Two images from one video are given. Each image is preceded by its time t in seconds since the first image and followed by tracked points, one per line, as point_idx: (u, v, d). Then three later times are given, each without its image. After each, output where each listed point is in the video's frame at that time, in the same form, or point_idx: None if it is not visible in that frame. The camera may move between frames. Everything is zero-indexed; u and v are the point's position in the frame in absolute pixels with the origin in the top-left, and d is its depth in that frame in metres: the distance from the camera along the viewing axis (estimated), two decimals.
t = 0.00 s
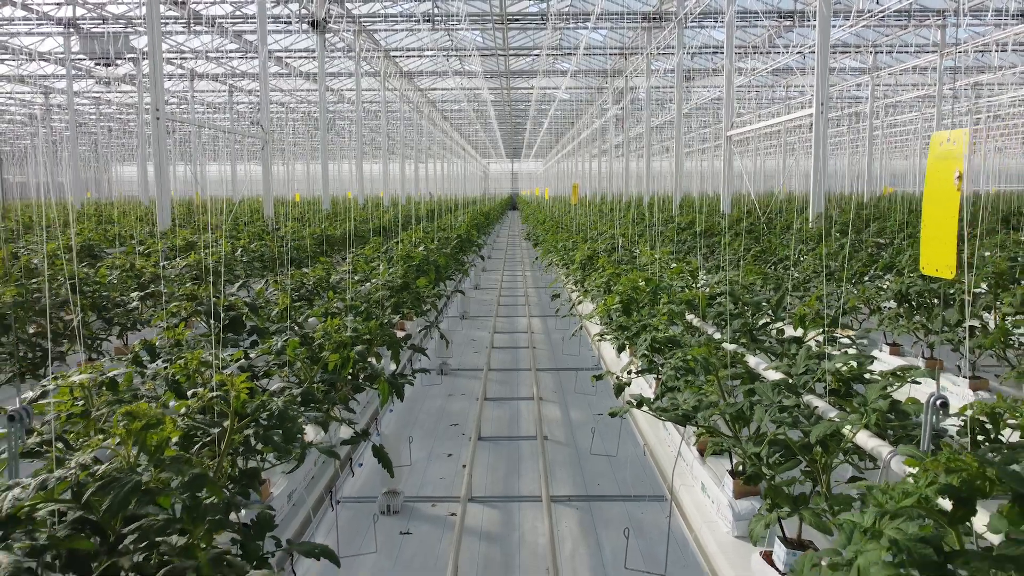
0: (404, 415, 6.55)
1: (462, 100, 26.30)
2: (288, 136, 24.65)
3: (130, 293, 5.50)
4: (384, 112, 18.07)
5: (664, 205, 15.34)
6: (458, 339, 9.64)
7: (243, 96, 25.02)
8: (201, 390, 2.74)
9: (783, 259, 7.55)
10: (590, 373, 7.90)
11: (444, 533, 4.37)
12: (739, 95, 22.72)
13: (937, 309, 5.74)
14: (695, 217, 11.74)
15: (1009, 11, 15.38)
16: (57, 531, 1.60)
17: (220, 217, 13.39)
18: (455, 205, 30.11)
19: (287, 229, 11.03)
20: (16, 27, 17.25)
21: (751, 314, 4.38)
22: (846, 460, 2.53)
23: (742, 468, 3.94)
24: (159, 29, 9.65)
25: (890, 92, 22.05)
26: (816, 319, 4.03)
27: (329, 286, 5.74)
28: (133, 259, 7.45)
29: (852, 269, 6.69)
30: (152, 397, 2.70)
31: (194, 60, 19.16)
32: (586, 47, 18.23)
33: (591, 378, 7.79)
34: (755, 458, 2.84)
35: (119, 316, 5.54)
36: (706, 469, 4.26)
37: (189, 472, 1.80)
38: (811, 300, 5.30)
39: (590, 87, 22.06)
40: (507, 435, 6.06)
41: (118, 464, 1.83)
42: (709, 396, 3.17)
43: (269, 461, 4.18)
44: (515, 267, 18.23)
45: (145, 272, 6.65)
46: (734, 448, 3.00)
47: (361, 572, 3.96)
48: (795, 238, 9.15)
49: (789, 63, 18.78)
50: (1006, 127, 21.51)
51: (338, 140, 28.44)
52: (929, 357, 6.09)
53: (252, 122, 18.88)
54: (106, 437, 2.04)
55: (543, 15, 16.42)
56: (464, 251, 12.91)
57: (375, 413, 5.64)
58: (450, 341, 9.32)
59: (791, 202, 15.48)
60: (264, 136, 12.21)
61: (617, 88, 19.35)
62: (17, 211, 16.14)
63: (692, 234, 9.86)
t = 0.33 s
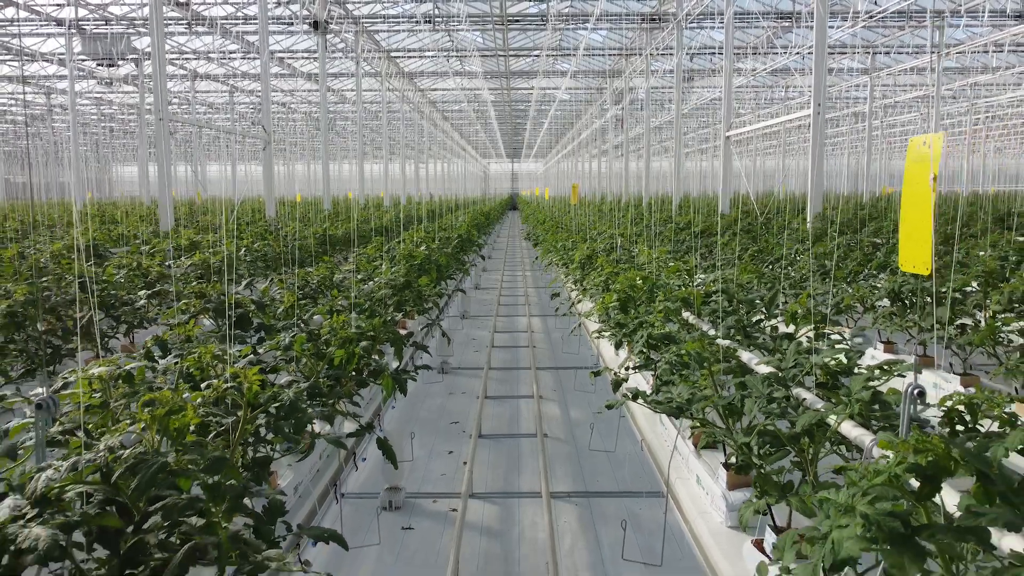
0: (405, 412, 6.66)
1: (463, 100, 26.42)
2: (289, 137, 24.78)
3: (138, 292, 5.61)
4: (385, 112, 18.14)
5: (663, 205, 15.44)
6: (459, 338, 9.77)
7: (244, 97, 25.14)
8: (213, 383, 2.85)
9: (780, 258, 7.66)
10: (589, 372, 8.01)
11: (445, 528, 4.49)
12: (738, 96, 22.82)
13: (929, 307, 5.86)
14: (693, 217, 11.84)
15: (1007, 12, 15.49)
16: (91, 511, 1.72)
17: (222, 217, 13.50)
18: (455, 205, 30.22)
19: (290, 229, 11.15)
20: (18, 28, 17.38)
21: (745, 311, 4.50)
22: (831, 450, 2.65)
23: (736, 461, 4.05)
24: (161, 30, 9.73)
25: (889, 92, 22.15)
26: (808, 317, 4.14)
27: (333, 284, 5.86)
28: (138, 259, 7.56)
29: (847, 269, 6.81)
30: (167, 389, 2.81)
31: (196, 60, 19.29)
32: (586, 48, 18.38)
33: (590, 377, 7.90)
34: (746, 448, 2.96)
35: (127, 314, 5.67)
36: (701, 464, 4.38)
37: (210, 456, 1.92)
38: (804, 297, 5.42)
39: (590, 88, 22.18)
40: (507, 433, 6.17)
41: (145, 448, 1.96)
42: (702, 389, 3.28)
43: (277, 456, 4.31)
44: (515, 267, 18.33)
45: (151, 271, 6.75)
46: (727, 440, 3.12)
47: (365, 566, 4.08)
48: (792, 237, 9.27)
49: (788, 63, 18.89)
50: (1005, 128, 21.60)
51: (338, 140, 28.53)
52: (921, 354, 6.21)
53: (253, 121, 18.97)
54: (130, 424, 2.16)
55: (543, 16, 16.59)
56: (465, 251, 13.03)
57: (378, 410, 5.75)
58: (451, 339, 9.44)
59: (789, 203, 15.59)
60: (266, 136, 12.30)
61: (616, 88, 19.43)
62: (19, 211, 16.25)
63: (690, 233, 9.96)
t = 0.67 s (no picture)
0: (407, 410, 6.78)
1: (463, 101, 26.54)
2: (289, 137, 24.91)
3: (147, 291, 5.73)
4: (386, 112, 18.22)
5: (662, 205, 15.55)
6: (460, 337, 9.90)
7: (244, 97, 25.27)
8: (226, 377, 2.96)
9: (776, 257, 7.78)
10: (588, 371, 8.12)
11: (446, 523, 4.61)
12: (737, 97, 22.93)
13: (922, 305, 5.96)
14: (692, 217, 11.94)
15: (1004, 13, 15.59)
16: (119, 489, 1.84)
17: (224, 217, 13.62)
18: (455, 205, 30.32)
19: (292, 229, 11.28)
20: (20, 29, 17.52)
21: (739, 309, 4.64)
22: (819, 440, 2.76)
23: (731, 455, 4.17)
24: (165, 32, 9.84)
25: (888, 93, 22.25)
26: (801, 314, 4.25)
27: (337, 283, 5.97)
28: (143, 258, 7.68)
29: (841, 268, 6.91)
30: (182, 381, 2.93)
31: (197, 61, 19.43)
32: (586, 49, 18.53)
33: (590, 375, 8.02)
34: (738, 440, 3.08)
35: (136, 312, 5.80)
36: (695, 457, 4.52)
37: (228, 440, 2.03)
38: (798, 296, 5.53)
39: (590, 88, 22.30)
40: (508, 430, 6.29)
41: (170, 433, 2.08)
42: (696, 383, 3.40)
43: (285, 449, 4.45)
44: (515, 267, 18.45)
45: (158, 270, 6.88)
46: (720, 432, 3.24)
47: (368, 558, 4.20)
48: (789, 237, 9.38)
49: (787, 64, 19.00)
50: (1003, 128, 21.70)
51: (339, 140, 28.63)
52: (914, 352, 6.31)
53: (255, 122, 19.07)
54: (153, 412, 2.28)
55: (542, 17, 16.75)
56: (466, 251, 13.16)
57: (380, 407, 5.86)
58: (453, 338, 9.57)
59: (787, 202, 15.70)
60: (268, 137, 12.43)
61: (616, 89, 19.53)
62: (23, 211, 16.39)
63: (688, 233, 10.07)
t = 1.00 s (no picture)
0: (409, 408, 6.90)
1: (463, 102, 26.67)
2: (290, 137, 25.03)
3: (156, 289, 5.85)
4: (387, 113, 18.33)
5: (661, 205, 15.65)
6: (460, 337, 10.01)
7: (245, 98, 25.39)
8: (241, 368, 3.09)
9: (772, 257, 7.89)
10: (587, 370, 8.23)
11: (448, 518, 4.73)
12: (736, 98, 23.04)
13: (914, 303, 6.07)
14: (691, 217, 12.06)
15: (1002, 14, 15.69)
16: (147, 471, 1.97)
17: (226, 217, 13.74)
18: (456, 206, 30.43)
19: (295, 229, 11.40)
20: (23, 29, 17.65)
21: (734, 307, 4.76)
22: (806, 429, 2.89)
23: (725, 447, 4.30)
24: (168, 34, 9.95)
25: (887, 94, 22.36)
26: (794, 311, 4.37)
27: (341, 282, 6.09)
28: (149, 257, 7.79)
29: (837, 268, 7.02)
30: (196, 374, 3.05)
31: (198, 62, 19.54)
32: (586, 50, 18.66)
33: (589, 374, 8.14)
34: (730, 431, 3.20)
35: (144, 311, 5.93)
36: (692, 452, 4.64)
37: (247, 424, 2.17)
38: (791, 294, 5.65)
39: (590, 88, 22.41)
40: (508, 428, 6.41)
41: (193, 419, 2.23)
42: (688, 377, 3.54)
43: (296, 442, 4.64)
44: (515, 267, 18.58)
45: (165, 269, 7.01)
46: (713, 424, 3.37)
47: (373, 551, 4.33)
48: (787, 236, 9.49)
49: (786, 65, 19.11)
50: (1002, 129, 21.80)
51: (339, 141, 28.75)
52: (908, 349, 6.40)
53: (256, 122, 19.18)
54: (174, 400, 2.41)
55: (542, 19, 16.89)
56: (467, 251, 13.28)
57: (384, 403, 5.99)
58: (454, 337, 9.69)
59: (785, 203, 15.81)
60: (270, 138, 12.56)
61: (616, 90, 19.62)
62: (27, 211, 16.52)
63: (686, 233, 10.18)
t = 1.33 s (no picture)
0: (411, 406, 7.03)
1: (463, 103, 26.78)
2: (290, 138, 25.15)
3: (165, 287, 5.96)
4: (388, 114, 18.43)
5: (661, 205, 15.75)
6: (461, 336, 10.13)
7: (246, 99, 25.51)
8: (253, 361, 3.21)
9: (769, 256, 7.99)
10: (586, 369, 8.35)
11: (450, 513, 4.85)
12: (735, 98, 23.15)
13: (907, 301, 6.19)
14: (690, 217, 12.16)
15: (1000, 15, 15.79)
16: (173, 453, 2.11)
17: (228, 217, 13.85)
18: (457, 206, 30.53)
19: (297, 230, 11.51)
20: (24, 30, 17.78)
21: (729, 305, 4.91)
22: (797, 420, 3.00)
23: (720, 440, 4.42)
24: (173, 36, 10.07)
25: (885, 94, 22.46)
26: (788, 308, 4.50)
27: (345, 280, 6.21)
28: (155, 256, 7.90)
29: (832, 267, 7.14)
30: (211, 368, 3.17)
31: (200, 63, 19.66)
32: (586, 51, 18.77)
33: (588, 373, 8.26)
34: (723, 422, 3.32)
35: (153, 309, 6.05)
36: (687, 444, 4.78)
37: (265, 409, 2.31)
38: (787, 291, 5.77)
39: (590, 89, 22.52)
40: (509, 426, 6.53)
41: (215, 405, 2.37)
42: (684, 371, 3.65)
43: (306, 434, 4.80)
44: (516, 267, 18.70)
45: (172, 268, 7.13)
46: (709, 416, 3.49)
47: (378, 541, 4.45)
48: (784, 236, 9.60)
49: (784, 66, 19.20)
50: (1000, 129, 21.90)
51: (340, 141, 28.83)
52: (902, 347, 6.51)
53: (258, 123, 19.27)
54: (197, 390, 2.55)
55: (542, 20, 17.00)
56: (467, 250, 13.40)
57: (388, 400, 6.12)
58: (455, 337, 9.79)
59: (783, 203, 15.92)
60: (272, 138, 12.67)
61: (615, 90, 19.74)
62: (30, 212, 16.62)
63: (685, 233, 10.30)
